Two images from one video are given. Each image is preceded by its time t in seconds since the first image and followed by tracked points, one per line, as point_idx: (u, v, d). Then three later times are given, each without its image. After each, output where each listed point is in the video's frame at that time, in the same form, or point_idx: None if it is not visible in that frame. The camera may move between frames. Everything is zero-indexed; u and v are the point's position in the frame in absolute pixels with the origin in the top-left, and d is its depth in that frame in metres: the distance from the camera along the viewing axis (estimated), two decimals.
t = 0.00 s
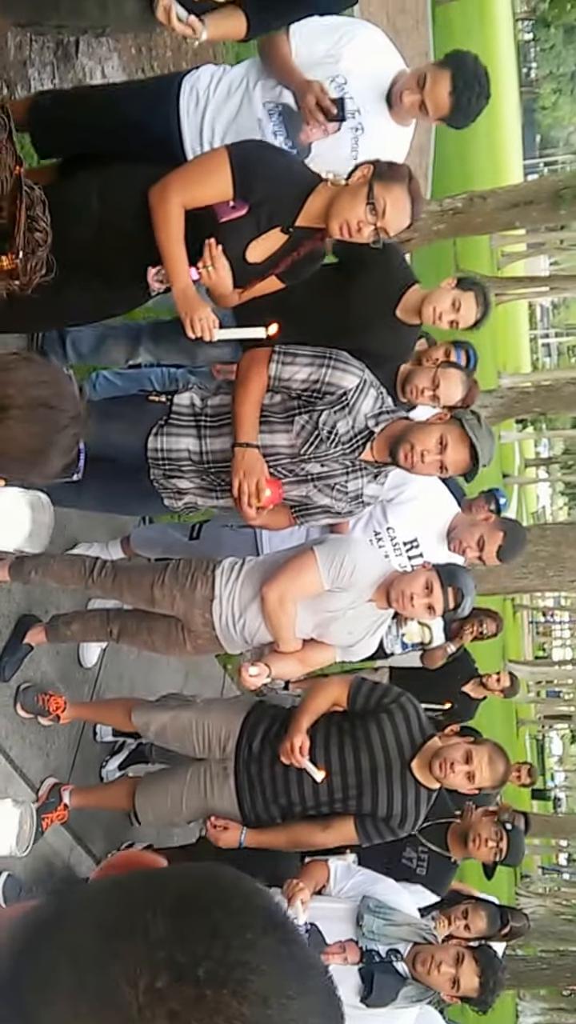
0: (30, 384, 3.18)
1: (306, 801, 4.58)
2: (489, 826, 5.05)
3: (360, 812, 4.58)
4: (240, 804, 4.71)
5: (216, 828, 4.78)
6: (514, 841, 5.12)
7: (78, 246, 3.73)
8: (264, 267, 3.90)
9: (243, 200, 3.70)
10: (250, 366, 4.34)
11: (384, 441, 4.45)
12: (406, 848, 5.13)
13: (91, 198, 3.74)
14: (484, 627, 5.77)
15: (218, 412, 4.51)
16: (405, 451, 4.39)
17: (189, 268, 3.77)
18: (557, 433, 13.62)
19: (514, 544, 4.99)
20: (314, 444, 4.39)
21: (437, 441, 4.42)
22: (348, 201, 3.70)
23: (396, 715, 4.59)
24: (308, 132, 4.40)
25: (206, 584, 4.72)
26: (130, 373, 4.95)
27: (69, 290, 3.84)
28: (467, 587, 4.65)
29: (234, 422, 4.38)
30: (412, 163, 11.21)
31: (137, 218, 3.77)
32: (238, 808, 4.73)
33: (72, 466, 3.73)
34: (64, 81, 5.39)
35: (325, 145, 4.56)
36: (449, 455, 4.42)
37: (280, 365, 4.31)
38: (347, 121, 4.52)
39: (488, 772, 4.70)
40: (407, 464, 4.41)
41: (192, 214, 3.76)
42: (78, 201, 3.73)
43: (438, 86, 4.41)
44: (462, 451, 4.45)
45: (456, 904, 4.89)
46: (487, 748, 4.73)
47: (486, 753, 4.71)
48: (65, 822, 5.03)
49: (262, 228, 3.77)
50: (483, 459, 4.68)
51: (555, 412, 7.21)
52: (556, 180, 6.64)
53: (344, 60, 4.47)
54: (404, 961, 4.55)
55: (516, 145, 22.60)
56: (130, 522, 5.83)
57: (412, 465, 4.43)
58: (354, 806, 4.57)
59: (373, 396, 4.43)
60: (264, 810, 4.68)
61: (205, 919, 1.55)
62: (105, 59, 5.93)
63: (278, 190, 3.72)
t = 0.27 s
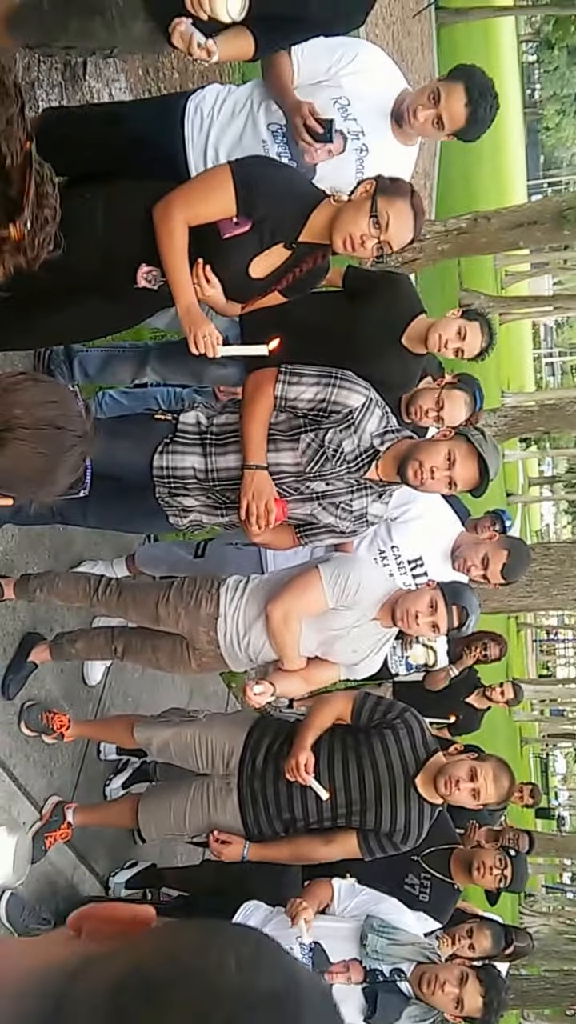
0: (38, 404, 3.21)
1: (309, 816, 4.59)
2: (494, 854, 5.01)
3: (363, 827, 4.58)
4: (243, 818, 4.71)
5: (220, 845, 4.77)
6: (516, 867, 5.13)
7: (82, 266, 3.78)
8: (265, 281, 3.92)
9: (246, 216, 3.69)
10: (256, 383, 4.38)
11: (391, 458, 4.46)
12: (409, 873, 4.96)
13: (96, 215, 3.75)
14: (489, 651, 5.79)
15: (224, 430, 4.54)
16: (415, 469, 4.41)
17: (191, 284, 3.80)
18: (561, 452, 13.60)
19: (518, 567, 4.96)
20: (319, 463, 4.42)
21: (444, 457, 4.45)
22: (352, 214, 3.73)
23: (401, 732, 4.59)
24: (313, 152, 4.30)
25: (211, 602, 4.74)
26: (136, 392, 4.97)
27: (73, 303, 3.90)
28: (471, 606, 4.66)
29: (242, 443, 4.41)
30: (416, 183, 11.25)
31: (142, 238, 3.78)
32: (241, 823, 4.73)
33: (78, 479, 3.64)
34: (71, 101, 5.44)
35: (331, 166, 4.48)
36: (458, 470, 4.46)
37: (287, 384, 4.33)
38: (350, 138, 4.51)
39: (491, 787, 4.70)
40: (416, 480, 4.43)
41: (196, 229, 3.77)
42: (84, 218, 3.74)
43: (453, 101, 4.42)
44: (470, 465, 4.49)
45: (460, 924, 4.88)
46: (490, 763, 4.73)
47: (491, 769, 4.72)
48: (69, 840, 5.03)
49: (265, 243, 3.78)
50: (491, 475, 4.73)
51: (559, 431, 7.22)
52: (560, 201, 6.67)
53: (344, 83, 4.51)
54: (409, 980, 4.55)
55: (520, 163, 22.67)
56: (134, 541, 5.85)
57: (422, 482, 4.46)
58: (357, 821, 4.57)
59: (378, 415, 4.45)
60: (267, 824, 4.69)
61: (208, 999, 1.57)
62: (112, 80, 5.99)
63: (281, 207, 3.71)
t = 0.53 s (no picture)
0: (45, 425, 3.23)
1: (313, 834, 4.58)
2: (499, 878, 4.93)
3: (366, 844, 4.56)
4: (246, 834, 4.69)
5: (224, 861, 4.80)
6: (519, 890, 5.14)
7: (86, 289, 3.80)
8: (270, 302, 3.93)
9: (251, 236, 3.72)
10: (260, 404, 4.40)
11: (396, 477, 4.50)
12: (412, 897, 4.88)
13: (102, 238, 3.76)
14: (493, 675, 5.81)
15: (228, 448, 4.56)
16: (422, 486, 4.45)
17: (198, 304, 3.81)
18: (564, 470, 13.61)
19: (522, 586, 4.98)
20: (324, 482, 4.42)
21: (451, 475, 4.51)
22: (356, 235, 3.76)
23: (404, 747, 4.58)
24: (317, 171, 4.35)
25: (215, 619, 4.74)
26: (142, 412, 5.00)
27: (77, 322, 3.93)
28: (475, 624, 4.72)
29: (247, 463, 4.43)
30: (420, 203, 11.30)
31: (147, 262, 3.80)
32: (244, 839, 4.71)
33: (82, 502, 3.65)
34: (78, 122, 5.48)
35: (335, 185, 4.51)
36: (465, 487, 4.52)
37: (292, 405, 4.37)
38: (355, 159, 4.55)
39: (496, 805, 4.69)
40: (423, 498, 4.46)
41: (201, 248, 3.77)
42: (90, 241, 3.75)
43: (462, 118, 4.40)
44: (476, 483, 4.55)
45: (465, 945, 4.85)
46: (494, 779, 4.72)
47: (496, 785, 4.70)
48: (72, 859, 5.02)
49: (270, 263, 3.80)
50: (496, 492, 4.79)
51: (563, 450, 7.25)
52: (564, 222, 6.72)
53: (348, 103, 4.53)
54: (412, 1001, 4.55)
55: (524, 181, 22.78)
56: (139, 559, 5.86)
57: (428, 501, 4.49)
58: (360, 837, 4.55)
59: (383, 436, 4.49)
60: (270, 842, 4.67)
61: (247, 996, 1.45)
62: (119, 102, 6.04)
63: (286, 227, 3.73)
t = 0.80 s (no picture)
0: (49, 447, 3.24)
1: (316, 856, 4.56)
2: (501, 903, 4.94)
3: (369, 866, 4.54)
4: (249, 856, 4.67)
5: (226, 884, 4.74)
6: (523, 915, 5.12)
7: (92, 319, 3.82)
8: (278, 330, 3.93)
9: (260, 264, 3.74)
10: (265, 427, 4.40)
11: (401, 499, 4.49)
12: (414, 922, 4.90)
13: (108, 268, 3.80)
14: (499, 701, 5.81)
15: (234, 469, 4.57)
16: (427, 509, 4.45)
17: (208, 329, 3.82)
18: (567, 490, 13.62)
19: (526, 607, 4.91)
20: (329, 504, 4.43)
21: (456, 498, 4.50)
22: (361, 263, 3.79)
23: (408, 770, 4.56)
24: (323, 194, 4.37)
25: (219, 641, 4.73)
26: (148, 433, 5.01)
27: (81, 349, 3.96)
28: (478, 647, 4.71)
29: (251, 485, 4.44)
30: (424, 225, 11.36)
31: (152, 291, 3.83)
32: (247, 861, 4.69)
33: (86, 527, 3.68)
34: (87, 146, 5.52)
35: (341, 210, 4.51)
36: (469, 510, 4.52)
37: (297, 427, 4.37)
38: (360, 182, 4.54)
39: (500, 828, 4.65)
40: (428, 521, 4.46)
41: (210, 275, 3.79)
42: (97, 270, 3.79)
43: (469, 146, 4.45)
44: (481, 506, 4.55)
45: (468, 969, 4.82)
46: (498, 801, 4.69)
47: (500, 807, 4.68)
48: (74, 882, 5.00)
49: (278, 291, 3.80)
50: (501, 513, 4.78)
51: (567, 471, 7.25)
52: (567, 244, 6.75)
53: (354, 127, 4.54)
54: None
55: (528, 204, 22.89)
56: (143, 580, 5.86)
57: (433, 524, 4.49)
58: (363, 859, 4.54)
59: (388, 458, 4.49)
60: (273, 864, 4.65)
61: None
62: (126, 127, 6.09)
63: (293, 255, 3.76)
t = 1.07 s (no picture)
0: (50, 477, 3.26)
1: (317, 886, 4.52)
2: (502, 927, 5.07)
3: (372, 897, 4.50)
4: (251, 886, 4.64)
5: (228, 914, 4.69)
6: (526, 943, 5.12)
7: (104, 360, 3.99)
8: (293, 372, 3.95)
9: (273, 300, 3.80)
10: (268, 454, 4.41)
11: (404, 525, 4.50)
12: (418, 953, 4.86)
13: (118, 312, 3.95)
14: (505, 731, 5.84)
15: (238, 495, 4.58)
16: (430, 536, 4.46)
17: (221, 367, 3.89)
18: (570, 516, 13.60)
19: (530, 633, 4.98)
20: (333, 531, 4.45)
21: (459, 525, 4.52)
22: (365, 302, 3.80)
23: (411, 798, 4.53)
24: (327, 221, 4.37)
25: (222, 667, 4.72)
26: (152, 459, 5.03)
27: (100, 390, 4.16)
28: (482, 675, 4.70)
29: (255, 512, 4.44)
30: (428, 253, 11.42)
31: (160, 331, 3.95)
32: (249, 890, 4.66)
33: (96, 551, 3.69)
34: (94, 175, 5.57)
35: (345, 237, 4.52)
36: (472, 536, 4.53)
37: (301, 455, 4.39)
38: (365, 210, 4.53)
39: (503, 857, 4.61)
40: (431, 548, 4.48)
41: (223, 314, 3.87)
42: (108, 314, 3.95)
43: (473, 177, 4.55)
44: (483, 532, 4.56)
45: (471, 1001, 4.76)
46: (501, 829, 4.65)
47: (502, 835, 4.64)
48: (73, 909, 4.98)
49: (291, 329, 3.85)
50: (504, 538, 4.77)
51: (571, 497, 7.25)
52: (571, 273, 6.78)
53: (359, 157, 4.50)
54: None
55: (532, 231, 23.01)
56: (146, 605, 5.85)
57: (436, 551, 4.50)
58: (366, 890, 4.50)
59: (392, 484, 4.52)
60: (275, 893, 4.62)
61: None
62: (134, 156, 6.15)
63: (304, 293, 3.83)
